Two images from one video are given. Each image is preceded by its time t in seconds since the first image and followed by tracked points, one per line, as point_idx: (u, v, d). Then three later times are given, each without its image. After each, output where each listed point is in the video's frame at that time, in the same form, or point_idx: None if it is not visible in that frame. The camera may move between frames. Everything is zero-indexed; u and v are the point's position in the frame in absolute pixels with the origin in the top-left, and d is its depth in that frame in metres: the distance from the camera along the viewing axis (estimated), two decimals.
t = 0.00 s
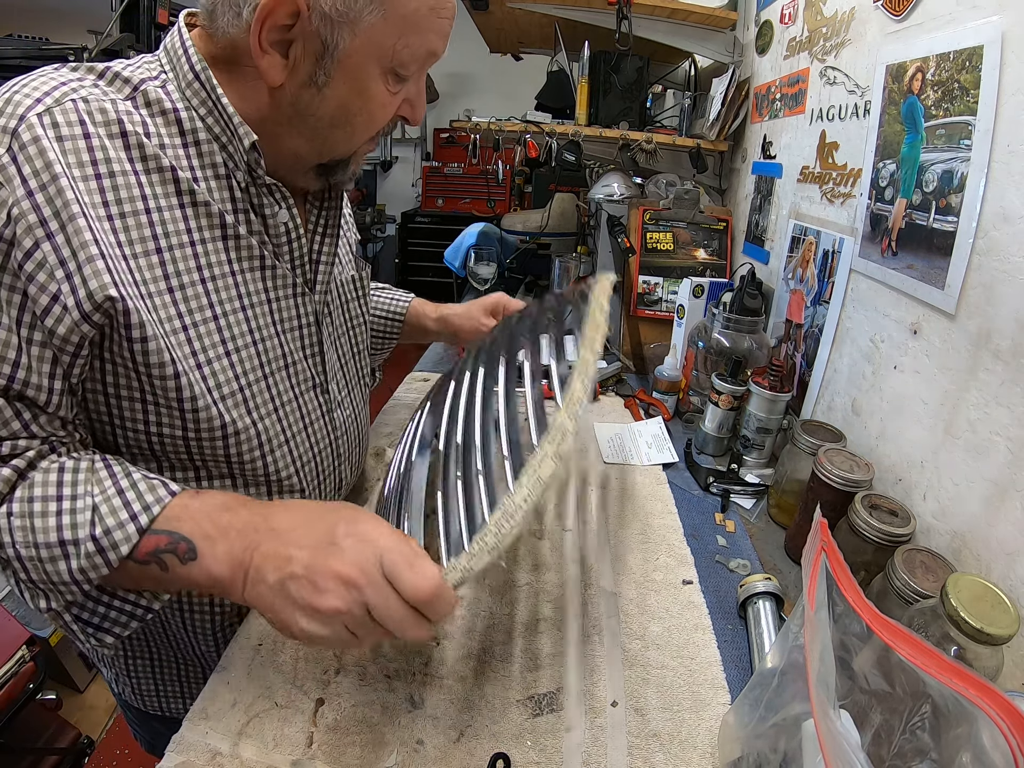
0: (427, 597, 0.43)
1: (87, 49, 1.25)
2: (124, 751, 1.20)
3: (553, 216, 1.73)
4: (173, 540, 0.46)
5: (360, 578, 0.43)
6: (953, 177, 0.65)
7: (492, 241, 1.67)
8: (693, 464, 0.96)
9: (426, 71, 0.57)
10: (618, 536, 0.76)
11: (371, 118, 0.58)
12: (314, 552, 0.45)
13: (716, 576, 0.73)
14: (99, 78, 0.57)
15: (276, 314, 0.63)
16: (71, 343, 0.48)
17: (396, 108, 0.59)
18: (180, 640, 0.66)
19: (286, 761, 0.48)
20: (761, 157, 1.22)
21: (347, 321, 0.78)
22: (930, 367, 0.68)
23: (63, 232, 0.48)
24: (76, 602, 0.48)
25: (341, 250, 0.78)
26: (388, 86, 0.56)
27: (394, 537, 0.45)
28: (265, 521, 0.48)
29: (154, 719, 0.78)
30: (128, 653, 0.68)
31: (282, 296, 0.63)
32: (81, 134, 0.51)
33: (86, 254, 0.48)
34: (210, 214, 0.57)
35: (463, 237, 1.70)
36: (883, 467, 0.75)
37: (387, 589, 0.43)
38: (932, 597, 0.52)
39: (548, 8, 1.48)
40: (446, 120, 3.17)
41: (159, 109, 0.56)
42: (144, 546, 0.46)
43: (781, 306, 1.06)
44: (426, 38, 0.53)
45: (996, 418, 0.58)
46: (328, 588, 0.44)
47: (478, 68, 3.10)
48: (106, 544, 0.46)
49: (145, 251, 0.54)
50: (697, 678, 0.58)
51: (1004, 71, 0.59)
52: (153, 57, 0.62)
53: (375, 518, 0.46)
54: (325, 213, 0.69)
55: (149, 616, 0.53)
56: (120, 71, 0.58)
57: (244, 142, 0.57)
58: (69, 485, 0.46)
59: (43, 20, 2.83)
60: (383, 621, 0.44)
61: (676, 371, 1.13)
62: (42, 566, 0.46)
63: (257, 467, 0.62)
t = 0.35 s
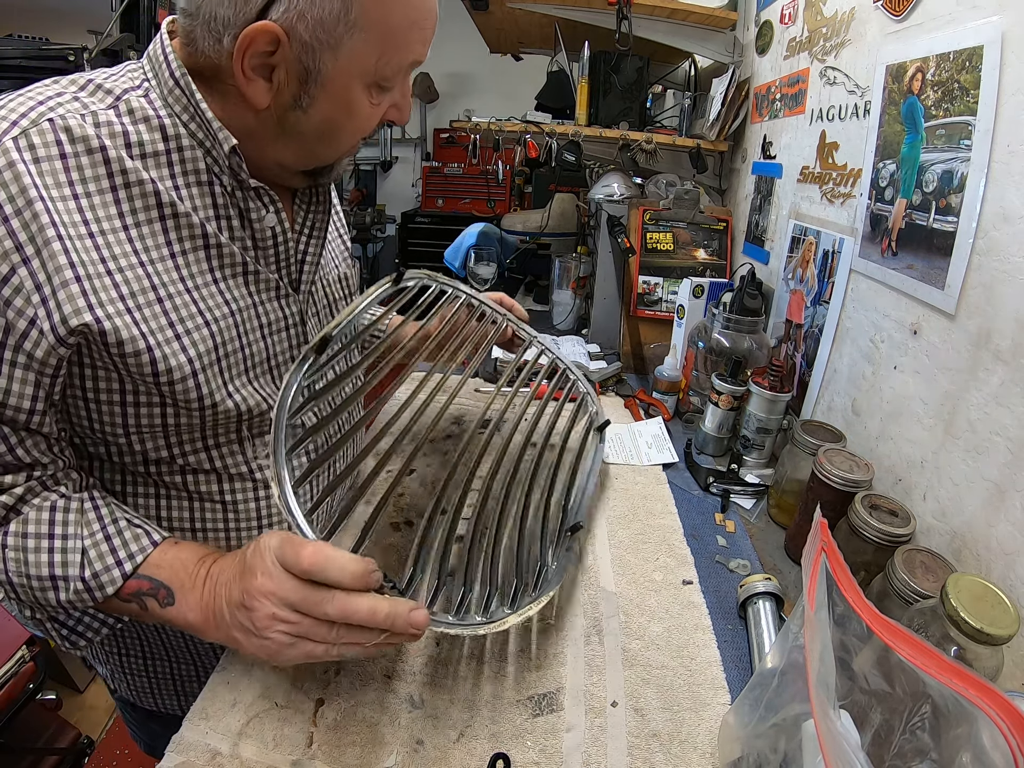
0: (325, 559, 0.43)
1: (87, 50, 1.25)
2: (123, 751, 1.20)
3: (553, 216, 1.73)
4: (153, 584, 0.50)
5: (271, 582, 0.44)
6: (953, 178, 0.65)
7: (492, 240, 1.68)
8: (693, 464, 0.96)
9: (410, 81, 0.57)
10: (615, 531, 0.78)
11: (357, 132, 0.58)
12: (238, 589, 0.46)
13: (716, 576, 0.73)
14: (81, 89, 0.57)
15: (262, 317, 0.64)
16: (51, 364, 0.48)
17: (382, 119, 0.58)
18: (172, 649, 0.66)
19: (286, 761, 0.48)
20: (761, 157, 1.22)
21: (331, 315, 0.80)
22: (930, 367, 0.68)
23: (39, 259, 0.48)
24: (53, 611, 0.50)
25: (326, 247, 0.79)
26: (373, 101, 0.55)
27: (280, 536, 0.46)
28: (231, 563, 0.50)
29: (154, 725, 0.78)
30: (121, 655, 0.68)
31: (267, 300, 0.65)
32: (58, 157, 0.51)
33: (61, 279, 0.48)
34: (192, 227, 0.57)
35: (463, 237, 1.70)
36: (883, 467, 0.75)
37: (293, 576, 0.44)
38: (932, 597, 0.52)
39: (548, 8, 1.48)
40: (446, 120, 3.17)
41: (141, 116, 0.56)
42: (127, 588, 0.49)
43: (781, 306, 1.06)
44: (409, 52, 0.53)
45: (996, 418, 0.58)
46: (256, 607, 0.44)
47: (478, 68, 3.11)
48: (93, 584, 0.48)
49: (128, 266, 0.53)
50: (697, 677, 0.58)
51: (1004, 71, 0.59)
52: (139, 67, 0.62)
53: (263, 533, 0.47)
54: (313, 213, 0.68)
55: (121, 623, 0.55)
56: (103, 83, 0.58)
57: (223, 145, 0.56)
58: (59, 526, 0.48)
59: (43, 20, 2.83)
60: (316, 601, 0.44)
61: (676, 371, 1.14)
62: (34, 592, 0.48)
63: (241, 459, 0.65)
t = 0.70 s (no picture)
0: (342, 637, 0.50)
1: (87, 50, 1.25)
2: (123, 751, 1.20)
3: (553, 216, 1.73)
4: (158, 631, 0.55)
5: (284, 653, 0.49)
6: (953, 178, 0.65)
7: (492, 241, 1.73)
8: (693, 464, 0.96)
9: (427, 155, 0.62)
10: (616, 531, 0.78)
11: (369, 187, 0.62)
12: (245, 654, 0.51)
13: (716, 576, 0.73)
14: (108, 104, 0.60)
15: (266, 344, 0.69)
16: (68, 383, 0.53)
17: (394, 181, 0.64)
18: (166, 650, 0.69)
19: (286, 761, 0.48)
20: (761, 157, 1.22)
21: (326, 337, 0.85)
22: (930, 367, 0.68)
23: (64, 280, 0.53)
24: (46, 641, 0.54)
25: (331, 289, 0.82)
26: (389, 165, 0.60)
27: (298, 612, 0.52)
28: (235, 611, 0.55)
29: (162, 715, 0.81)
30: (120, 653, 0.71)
31: (272, 329, 0.69)
32: (84, 177, 0.55)
33: (86, 303, 0.53)
34: (206, 257, 0.61)
35: (463, 238, 1.74)
36: (883, 468, 0.75)
37: (307, 646, 0.50)
38: (932, 598, 0.52)
39: (548, 8, 1.48)
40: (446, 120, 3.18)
41: (166, 140, 0.59)
42: (132, 632, 0.54)
43: (781, 306, 1.06)
44: (431, 131, 0.58)
45: (996, 418, 0.58)
46: (266, 673, 0.49)
47: (478, 68, 3.11)
48: (98, 625, 0.53)
49: (144, 295, 0.58)
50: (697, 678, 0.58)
51: (1004, 71, 0.59)
52: (167, 80, 0.65)
53: (279, 603, 0.53)
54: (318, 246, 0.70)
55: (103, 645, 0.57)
56: (131, 97, 0.61)
57: (240, 183, 0.60)
58: (66, 568, 0.53)
59: (43, 20, 2.83)
60: (319, 673, 0.48)
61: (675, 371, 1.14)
62: (38, 628, 0.53)
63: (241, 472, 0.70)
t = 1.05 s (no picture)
0: (352, 648, 0.51)
1: (87, 49, 1.25)
2: (124, 751, 1.20)
3: (553, 216, 1.73)
4: (161, 637, 0.55)
5: (293, 665, 0.49)
6: (953, 178, 0.65)
7: (492, 241, 1.73)
8: (693, 464, 0.96)
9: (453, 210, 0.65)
10: (616, 530, 0.78)
11: (396, 237, 0.64)
12: (252, 666, 0.51)
13: (716, 576, 0.73)
14: (147, 120, 0.59)
15: (275, 372, 0.70)
16: (91, 408, 0.54)
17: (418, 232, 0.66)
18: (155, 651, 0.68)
19: (286, 761, 0.48)
20: (761, 157, 1.22)
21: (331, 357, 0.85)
22: (930, 367, 0.68)
23: (95, 305, 0.52)
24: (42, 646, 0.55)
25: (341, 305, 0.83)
26: (419, 218, 0.62)
27: (307, 626, 0.53)
28: (240, 618, 0.55)
29: (159, 713, 0.81)
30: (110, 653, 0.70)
31: (284, 356, 0.70)
32: (120, 197, 0.54)
33: (118, 333, 0.53)
34: (231, 285, 0.61)
35: (463, 238, 1.75)
36: (883, 467, 0.75)
37: (316, 658, 0.50)
38: (932, 597, 0.52)
39: (548, 8, 1.48)
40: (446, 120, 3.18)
41: (203, 165, 0.58)
42: (135, 638, 0.55)
43: (781, 306, 1.06)
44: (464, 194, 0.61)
45: (996, 418, 0.58)
46: (273, 685, 0.49)
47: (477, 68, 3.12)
48: (101, 632, 0.53)
49: (168, 322, 0.58)
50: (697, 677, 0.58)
51: (1004, 71, 0.59)
52: (206, 98, 0.64)
53: (288, 616, 0.54)
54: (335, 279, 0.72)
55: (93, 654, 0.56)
56: (171, 116, 0.60)
57: (279, 220, 0.60)
58: (69, 575, 0.53)
59: (42, 20, 2.83)
60: (328, 683, 0.49)
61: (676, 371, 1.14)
62: (39, 635, 0.53)
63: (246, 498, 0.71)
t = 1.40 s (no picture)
0: (352, 642, 0.52)
1: (87, 49, 1.24)
2: (124, 751, 1.17)
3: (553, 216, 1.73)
4: (164, 639, 0.55)
5: (293, 663, 0.49)
6: (953, 178, 0.65)
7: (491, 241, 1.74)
8: (693, 464, 0.96)
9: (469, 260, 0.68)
10: (616, 530, 0.78)
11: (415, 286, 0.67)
12: (253, 667, 0.51)
13: (716, 576, 0.73)
14: (180, 146, 0.59)
15: (288, 398, 0.70)
16: (112, 440, 0.54)
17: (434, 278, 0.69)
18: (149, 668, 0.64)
19: (286, 761, 0.48)
20: (761, 157, 1.22)
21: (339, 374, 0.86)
22: (930, 367, 0.68)
23: (123, 339, 0.52)
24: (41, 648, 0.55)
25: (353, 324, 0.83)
26: (439, 269, 0.65)
27: (307, 623, 0.53)
28: (242, 618, 0.55)
29: (153, 718, 0.78)
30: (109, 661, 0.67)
31: (295, 380, 0.71)
32: (153, 228, 0.54)
33: (146, 369, 0.53)
34: (254, 319, 0.62)
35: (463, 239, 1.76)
36: (883, 467, 0.75)
37: (318, 653, 0.51)
38: (932, 598, 0.52)
39: (548, 8, 1.48)
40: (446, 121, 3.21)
41: (234, 199, 0.58)
42: (138, 640, 0.54)
43: (781, 306, 1.06)
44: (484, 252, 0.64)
45: (996, 418, 0.58)
46: (274, 685, 0.49)
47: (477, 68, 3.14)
48: (103, 635, 0.53)
49: (191, 354, 0.58)
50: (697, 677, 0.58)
51: (1004, 71, 0.59)
52: (238, 126, 0.64)
53: (289, 615, 0.54)
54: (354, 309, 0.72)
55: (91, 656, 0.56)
56: (203, 144, 0.60)
57: (306, 264, 0.61)
58: (71, 577, 0.53)
59: (43, 20, 2.83)
60: (329, 678, 0.49)
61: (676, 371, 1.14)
62: (39, 638, 0.53)
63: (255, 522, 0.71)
